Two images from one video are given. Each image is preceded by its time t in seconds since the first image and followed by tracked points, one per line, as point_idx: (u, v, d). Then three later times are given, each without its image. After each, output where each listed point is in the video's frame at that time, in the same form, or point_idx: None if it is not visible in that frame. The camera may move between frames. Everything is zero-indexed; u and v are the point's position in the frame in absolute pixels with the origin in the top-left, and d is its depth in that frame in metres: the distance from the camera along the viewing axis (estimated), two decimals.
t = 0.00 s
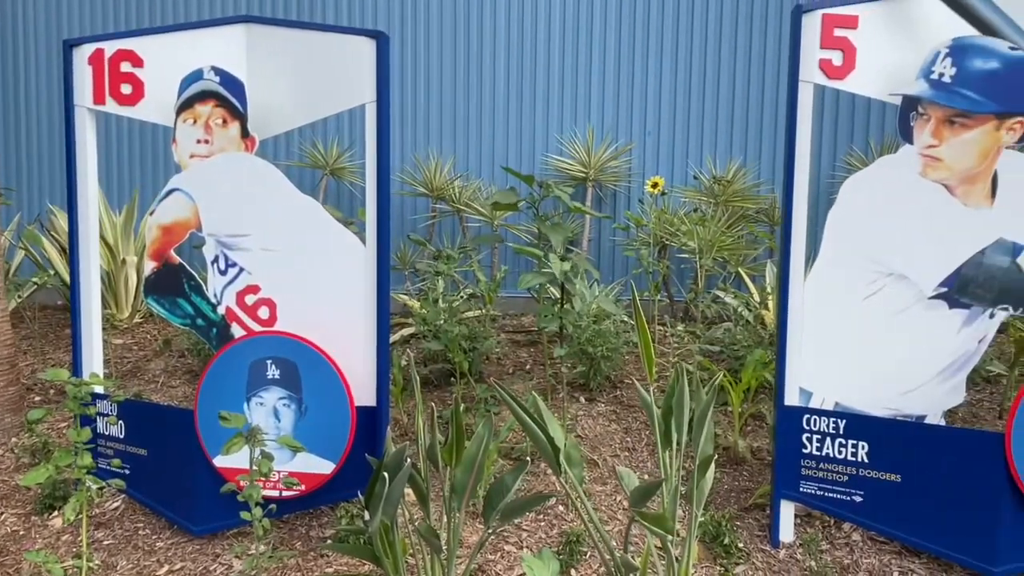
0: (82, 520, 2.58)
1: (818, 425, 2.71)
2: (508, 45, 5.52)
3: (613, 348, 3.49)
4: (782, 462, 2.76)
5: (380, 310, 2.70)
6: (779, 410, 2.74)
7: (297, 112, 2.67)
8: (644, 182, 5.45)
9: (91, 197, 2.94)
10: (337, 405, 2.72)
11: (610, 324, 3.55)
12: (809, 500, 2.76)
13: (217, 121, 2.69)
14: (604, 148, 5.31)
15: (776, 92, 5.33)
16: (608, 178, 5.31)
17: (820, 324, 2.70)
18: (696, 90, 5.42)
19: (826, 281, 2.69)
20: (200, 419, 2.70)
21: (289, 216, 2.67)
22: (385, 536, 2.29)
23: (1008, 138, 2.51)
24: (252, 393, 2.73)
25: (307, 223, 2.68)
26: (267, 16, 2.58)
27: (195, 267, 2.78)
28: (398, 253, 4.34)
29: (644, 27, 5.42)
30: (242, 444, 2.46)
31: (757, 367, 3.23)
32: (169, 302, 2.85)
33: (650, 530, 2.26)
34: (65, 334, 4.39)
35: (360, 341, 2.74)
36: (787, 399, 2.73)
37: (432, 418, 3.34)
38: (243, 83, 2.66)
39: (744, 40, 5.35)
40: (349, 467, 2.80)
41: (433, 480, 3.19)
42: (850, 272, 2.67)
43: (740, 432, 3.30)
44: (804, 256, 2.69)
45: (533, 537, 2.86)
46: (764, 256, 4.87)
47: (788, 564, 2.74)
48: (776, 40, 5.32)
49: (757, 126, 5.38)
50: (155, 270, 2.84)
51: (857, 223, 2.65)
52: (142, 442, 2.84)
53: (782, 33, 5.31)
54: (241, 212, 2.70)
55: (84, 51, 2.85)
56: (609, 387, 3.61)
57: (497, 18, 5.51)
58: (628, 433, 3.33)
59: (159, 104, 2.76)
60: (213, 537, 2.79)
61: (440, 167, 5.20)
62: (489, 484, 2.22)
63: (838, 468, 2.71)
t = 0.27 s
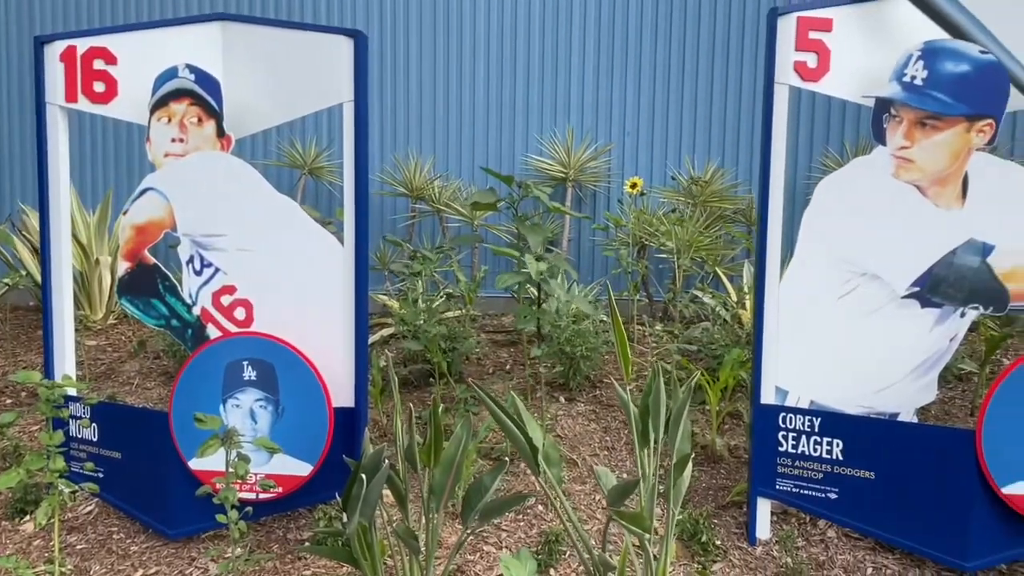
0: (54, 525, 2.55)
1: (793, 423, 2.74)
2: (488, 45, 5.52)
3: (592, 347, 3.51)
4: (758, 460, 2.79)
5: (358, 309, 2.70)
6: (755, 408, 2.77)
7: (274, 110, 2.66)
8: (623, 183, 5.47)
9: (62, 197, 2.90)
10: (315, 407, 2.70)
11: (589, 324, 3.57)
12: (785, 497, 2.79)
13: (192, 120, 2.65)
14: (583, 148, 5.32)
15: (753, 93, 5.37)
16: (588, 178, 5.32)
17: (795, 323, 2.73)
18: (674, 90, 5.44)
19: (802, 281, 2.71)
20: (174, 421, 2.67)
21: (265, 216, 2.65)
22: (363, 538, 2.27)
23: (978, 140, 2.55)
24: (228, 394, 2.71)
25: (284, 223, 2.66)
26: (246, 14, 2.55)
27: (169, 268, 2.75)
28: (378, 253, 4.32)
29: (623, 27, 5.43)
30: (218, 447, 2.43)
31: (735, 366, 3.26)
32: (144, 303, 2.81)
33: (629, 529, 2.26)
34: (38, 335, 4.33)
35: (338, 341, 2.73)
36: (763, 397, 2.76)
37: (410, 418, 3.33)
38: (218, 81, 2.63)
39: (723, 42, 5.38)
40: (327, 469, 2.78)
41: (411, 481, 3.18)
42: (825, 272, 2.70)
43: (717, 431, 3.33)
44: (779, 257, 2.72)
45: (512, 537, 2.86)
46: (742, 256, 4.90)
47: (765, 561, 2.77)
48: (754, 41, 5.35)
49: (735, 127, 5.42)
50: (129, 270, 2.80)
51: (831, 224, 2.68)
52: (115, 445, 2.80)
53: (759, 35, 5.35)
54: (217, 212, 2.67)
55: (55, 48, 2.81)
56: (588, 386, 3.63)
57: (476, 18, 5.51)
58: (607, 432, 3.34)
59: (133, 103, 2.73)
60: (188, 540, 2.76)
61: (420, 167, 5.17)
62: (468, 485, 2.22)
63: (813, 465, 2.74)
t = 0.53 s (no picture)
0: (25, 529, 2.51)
1: (770, 420, 2.77)
2: (468, 44, 5.51)
3: (572, 346, 3.53)
4: (735, 457, 2.82)
5: (335, 307, 2.68)
6: (732, 406, 2.80)
7: (249, 108, 2.63)
8: (603, 183, 5.48)
9: (33, 196, 2.85)
10: (292, 409, 2.68)
11: (568, 324, 3.61)
12: (762, 494, 2.82)
13: (165, 117, 2.62)
14: (563, 148, 5.32)
15: (730, 94, 5.41)
16: (567, 178, 5.32)
17: (772, 322, 2.76)
18: (653, 91, 5.46)
19: (778, 280, 2.74)
20: (148, 424, 2.63)
21: (241, 215, 2.62)
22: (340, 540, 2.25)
23: (949, 140, 2.58)
24: (203, 396, 2.68)
25: (259, 223, 2.63)
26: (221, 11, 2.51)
27: (142, 267, 2.72)
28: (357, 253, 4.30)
29: (602, 28, 5.44)
30: (191, 449, 2.40)
31: (712, 364, 3.29)
32: (117, 304, 2.79)
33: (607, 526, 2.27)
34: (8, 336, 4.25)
35: (314, 343, 2.72)
36: (740, 396, 2.79)
37: (389, 419, 3.32)
38: (192, 79, 2.60)
39: (700, 42, 5.40)
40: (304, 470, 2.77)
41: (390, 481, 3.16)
42: (800, 271, 2.72)
43: (695, 429, 3.35)
44: (756, 256, 2.75)
45: (492, 536, 2.85)
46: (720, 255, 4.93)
47: (741, 558, 2.79)
48: (731, 43, 5.39)
49: (712, 128, 5.45)
50: (101, 271, 2.78)
51: (808, 224, 2.70)
52: (87, 447, 2.76)
53: (736, 36, 5.39)
54: (193, 210, 2.64)
55: (25, 44, 2.76)
56: (568, 385, 3.63)
57: (456, 18, 5.50)
58: (587, 431, 3.35)
59: (105, 100, 2.69)
60: (162, 544, 2.72)
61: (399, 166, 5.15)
62: (446, 485, 2.21)
63: (789, 462, 2.77)
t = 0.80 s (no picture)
0: None
1: (747, 418, 2.79)
2: (447, 43, 5.49)
3: (551, 345, 3.54)
4: (712, 454, 2.84)
5: (312, 307, 2.68)
6: (709, 404, 2.82)
7: (223, 104, 2.62)
8: (581, 183, 5.49)
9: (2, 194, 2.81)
10: (268, 410, 2.66)
11: (547, 322, 3.63)
12: (739, 491, 2.84)
13: (137, 115, 2.57)
14: (542, 147, 5.31)
15: (707, 95, 5.46)
16: (546, 177, 5.31)
17: (748, 320, 2.78)
18: (632, 91, 5.48)
19: (754, 278, 2.76)
20: (121, 425, 2.59)
21: (215, 215, 2.59)
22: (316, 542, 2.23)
23: (921, 141, 2.62)
24: (176, 397, 2.64)
25: (233, 223, 2.61)
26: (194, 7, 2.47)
27: (113, 266, 2.68)
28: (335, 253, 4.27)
29: (581, 28, 5.45)
30: (162, 451, 2.36)
31: (689, 362, 3.32)
32: (88, 304, 2.75)
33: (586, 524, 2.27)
34: None
35: (290, 344, 2.70)
36: (717, 393, 2.81)
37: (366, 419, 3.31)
38: (165, 76, 2.54)
39: (677, 43, 5.44)
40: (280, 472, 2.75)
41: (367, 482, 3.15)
42: (775, 270, 2.75)
43: (673, 427, 3.38)
44: (732, 254, 2.77)
45: (471, 536, 2.85)
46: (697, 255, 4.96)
47: (718, 555, 2.82)
48: (708, 44, 5.43)
49: (690, 127, 5.49)
50: (71, 270, 2.73)
51: (783, 224, 2.73)
52: (58, 450, 2.71)
53: (713, 37, 5.42)
54: (166, 208, 2.60)
55: None
56: (547, 384, 3.64)
57: (435, 16, 5.47)
58: (565, 429, 3.36)
59: (75, 97, 2.64)
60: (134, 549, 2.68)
61: (377, 165, 5.13)
62: (424, 485, 2.20)
63: (765, 459, 2.80)
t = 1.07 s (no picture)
0: None
1: (722, 416, 2.83)
2: (424, 42, 5.47)
3: (528, 344, 3.55)
4: (688, 451, 2.86)
5: (285, 306, 2.67)
6: (684, 402, 2.84)
7: (196, 100, 2.59)
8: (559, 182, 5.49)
9: None
10: (241, 411, 2.63)
11: (525, 322, 3.63)
12: (714, 488, 2.87)
13: (107, 111, 2.53)
14: (519, 147, 5.31)
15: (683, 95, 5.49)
16: (524, 177, 5.30)
17: (723, 318, 2.80)
18: (609, 90, 5.49)
19: (728, 277, 2.78)
20: (90, 427, 2.54)
21: (186, 213, 2.56)
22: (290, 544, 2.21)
23: (891, 142, 2.66)
24: (147, 399, 2.60)
25: (204, 221, 2.57)
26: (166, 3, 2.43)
27: (82, 266, 2.63)
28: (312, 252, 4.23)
29: (558, 27, 5.45)
30: (133, 454, 2.32)
31: (666, 361, 3.34)
32: (57, 305, 2.70)
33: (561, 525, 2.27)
34: None
35: (264, 344, 2.68)
36: (693, 391, 2.83)
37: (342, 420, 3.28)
38: (136, 72, 2.50)
39: (654, 43, 5.46)
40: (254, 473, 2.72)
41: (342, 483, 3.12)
42: (749, 269, 2.77)
43: (650, 425, 3.40)
44: (707, 252, 2.79)
45: (448, 537, 2.84)
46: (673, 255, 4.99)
47: (694, 552, 2.83)
48: (684, 44, 5.46)
49: (666, 127, 5.51)
50: (40, 270, 2.69)
51: (756, 222, 2.75)
52: (26, 453, 2.66)
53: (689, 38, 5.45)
54: (137, 206, 2.55)
55: None
56: (525, 383, 3.64)
57: (413, 14, 5.44)
58: (542, 428, 3.37)
59: (42, 93, 2.60)
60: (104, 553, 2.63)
61: (354, 163, 5.11)
62: (399, 485, 2.19)
63: (740, 457, 2.83)
